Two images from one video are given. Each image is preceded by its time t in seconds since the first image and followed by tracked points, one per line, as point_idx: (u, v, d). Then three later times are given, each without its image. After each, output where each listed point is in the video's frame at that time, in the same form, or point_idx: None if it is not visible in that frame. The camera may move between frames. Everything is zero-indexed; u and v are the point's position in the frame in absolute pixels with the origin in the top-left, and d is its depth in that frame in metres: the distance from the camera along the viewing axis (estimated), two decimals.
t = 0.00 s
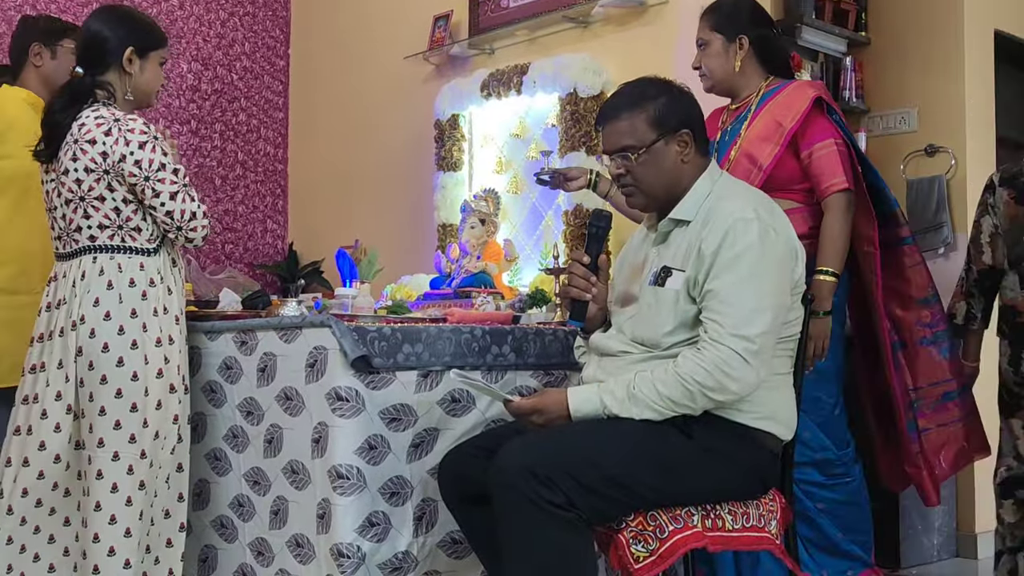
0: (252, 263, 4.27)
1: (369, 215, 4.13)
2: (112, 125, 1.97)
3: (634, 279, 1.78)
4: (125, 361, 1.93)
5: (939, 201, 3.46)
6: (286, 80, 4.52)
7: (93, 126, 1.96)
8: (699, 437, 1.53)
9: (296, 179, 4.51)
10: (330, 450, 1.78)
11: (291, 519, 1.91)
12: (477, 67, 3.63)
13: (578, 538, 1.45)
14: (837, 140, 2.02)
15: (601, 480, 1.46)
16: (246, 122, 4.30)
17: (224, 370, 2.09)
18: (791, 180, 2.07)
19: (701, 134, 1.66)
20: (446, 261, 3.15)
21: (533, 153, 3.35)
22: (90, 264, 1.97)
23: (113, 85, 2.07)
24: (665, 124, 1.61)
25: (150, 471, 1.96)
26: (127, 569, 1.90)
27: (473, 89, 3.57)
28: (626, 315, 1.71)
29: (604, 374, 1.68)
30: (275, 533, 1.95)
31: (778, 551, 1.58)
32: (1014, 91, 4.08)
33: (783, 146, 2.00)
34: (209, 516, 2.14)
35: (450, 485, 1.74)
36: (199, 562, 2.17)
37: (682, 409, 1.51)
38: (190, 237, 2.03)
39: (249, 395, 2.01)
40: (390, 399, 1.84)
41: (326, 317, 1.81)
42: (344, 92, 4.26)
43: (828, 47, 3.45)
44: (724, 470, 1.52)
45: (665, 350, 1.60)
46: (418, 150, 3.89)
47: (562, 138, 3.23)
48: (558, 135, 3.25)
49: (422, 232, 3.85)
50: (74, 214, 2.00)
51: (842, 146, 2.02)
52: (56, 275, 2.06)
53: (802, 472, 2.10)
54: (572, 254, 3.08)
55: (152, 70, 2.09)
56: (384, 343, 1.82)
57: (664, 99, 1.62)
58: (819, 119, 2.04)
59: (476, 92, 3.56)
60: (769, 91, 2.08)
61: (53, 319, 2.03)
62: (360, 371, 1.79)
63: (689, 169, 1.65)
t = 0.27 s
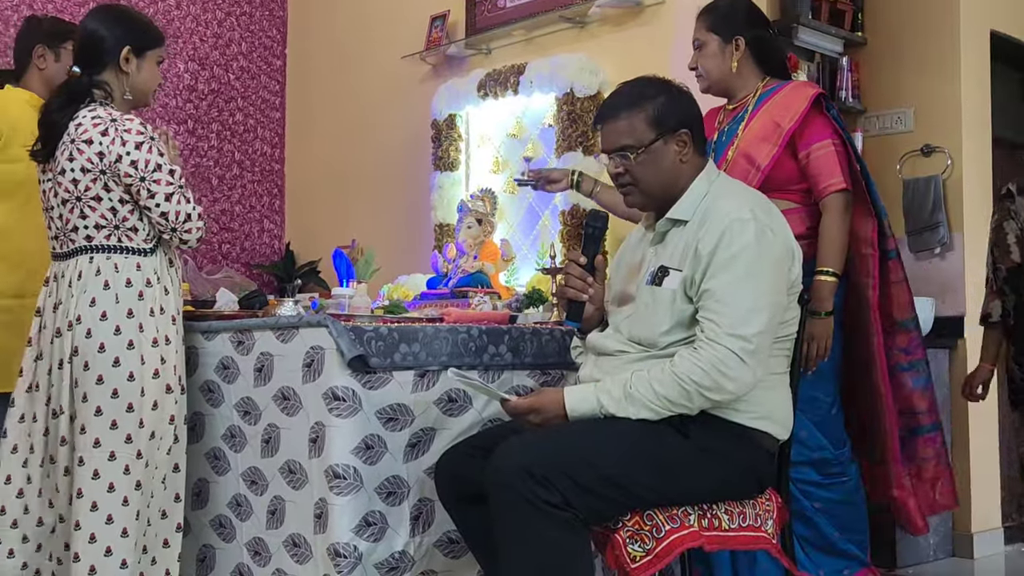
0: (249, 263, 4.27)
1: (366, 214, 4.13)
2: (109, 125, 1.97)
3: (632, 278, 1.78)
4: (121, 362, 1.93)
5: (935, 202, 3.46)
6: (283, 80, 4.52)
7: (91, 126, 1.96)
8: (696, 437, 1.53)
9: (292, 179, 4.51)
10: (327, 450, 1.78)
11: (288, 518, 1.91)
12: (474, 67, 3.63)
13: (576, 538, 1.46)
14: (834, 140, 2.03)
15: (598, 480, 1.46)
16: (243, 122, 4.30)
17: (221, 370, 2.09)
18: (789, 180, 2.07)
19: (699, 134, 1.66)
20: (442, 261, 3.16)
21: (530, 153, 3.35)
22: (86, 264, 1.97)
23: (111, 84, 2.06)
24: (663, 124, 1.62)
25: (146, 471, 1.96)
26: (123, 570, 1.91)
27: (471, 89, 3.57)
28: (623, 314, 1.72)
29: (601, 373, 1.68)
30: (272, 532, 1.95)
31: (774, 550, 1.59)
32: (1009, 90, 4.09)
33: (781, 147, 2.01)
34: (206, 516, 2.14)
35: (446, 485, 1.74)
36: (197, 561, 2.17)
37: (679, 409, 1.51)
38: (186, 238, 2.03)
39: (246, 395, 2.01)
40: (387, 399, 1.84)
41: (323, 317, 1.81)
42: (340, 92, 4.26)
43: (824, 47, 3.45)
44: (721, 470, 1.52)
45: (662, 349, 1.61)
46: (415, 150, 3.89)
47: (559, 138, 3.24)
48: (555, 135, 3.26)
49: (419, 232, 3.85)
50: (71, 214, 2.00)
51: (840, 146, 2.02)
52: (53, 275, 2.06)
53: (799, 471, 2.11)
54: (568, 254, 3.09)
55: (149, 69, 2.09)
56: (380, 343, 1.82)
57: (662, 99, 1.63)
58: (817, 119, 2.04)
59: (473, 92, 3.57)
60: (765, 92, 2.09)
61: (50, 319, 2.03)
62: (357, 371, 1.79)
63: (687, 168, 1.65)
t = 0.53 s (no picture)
0: (246, 262, 4.27)
1: (362, 213, 4.13)
2: (106, 123, 1.96)
3: (628, 276, 1.78)
4: (118, 361, 1.93)
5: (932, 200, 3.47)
6: (279, 78, 4.51)
7: (88, 124, 1.96)
8: (693, 435, 1.53)
9: (289, 177, 4.50)
10: (324, 448, 1.78)
11: (285, 517, 1.91)
12: (471, 65, 3.63)
13: (573, 537, 1.46)
14: (825, 135, 2.03)
15: (594, 478, 1.46)
16: (239, 121, 4.29)
17: (217, 368, 2.08)
18: (782, 177, 2.07)
19: (696, 132, 1.66)
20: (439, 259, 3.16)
21: (527, 152, 3.35)
22: (83, 262, 1.97)
23: (108, 82, 2.06)
24: (660, 122, 1.61)
25: (142, 470, 1.96)
26: (120, 568, 1.91)
27: (468, 87, 3.57)
28: (619, 312, 1.72)
29: (597, 372, 1.68)
30: (269, 531, 1.95)
31: (770, 548, 1.59)
32: (1004, 89, 4.11)
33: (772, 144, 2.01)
34: (203, 515, 2.14)
35: (443, 483, 1.74)
36: (194, 561, 2.17)
37: (676, 407, 1.51)
38: (182, 238, 2.03)
39: (243, 393, 2.01)
40: (384, 397, 1.84)
41: (320, 315, 1.81)
42: (337, 91, 4.26)
43: (821, 46, 3.46)
44: (717, 468, 1.52)
45: (658, 347, 1.61)
46: (411, 149, 3.88)
47: (555, 136, 3.24)
48: (551, 133, 3.26)
49: (416, 231, 3.85)
50: (67, 213, 1.99)
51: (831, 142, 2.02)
52: (50, 273, 2.06)
53: (796, 469, 2.11)
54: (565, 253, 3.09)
55: (146, 68, 2.08)
56: (377, 342, 1.82)
57: (658, 97, 1.63)
58: (807, 115, 2.04)
59: (470, 91, 3.57)
60: (756, 90, 2.09)
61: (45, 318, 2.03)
62: (354, 369, 1.79)
63: (683, 167, 1.65)
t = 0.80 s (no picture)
0: (242, 260, 4.27)
1: (358, 211, 4.13)
2: (104, 121, 1.96)
3: (626, 274, 1.79)
4: (116, 360, 1.93)
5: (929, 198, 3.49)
6: (276, 77, 4.51)
7: (85, 122, 1.96)
8: (690, 433, 1.53)
9: (285, 176, 4.50)
10: (321, 447, 1.78)
11: (281, 515, 1.91)
12: (468, 63, 3.63)
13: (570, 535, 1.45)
14: (817, 132, 2.03)
15: (592, 476, 1.46)
16: (236, 119, 4.29)
17: (214, 367, 2.08)
18: (776, 175, 2.07)
19: (693, 130, 1.66)
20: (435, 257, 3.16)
21: (524, 150, 3.35)
22: (80, 261, 1.96)
23: (105, 80, 2.06)
24: (657, 120, 1.61)
25: (140, 470, 1.96)
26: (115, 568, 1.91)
27: (464, 85, 3.57)
28: (617, 311, 1.72)
29: (595, 370, 1.68)
30: (266, 529, 1.95)
31: (768, 546, 1.59)
32: (1001, 87, 4.12)
33: (766, 141, 2.01)
34: (199, 513, 2.13)
35: (440, 481, 1.74)
36: (191, 559, 2.16)
37: (673, 405, 1.51)
38: (179, 237, 2.03)
39: (240, 391, 2.00)
40: (381, 395, 1.84)
41: (317, 314, 1.81)
42: (333, 89, 4.25)
43: (818, 44, 3.46)
44: (715, 467, 1.52)
45: (655, 345, 1.61)
46: (408, 148, 3.88)
47: (552, 134, 3.24)
48: (548, 131, 3.26)
49: (412, 229, 3.85)
50: (64, 211, 1.99)
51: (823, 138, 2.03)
52: (47, 272, 2.05)
53: (792, 466, 2.11)
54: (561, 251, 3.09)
55: (144, 66, 2.08)
56: (374, 340, 1.82)
57: (655, 96, 1.63)
58: (799, 112, 2.04)
59: (467, 89, 3.56)
60: (748, 88, 2.09)
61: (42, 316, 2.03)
62: (351, 368, 1.79)
63: (680, 165, 1.65)
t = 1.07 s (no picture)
0: (239, 257, 4.26)
1: (355, 208, 4.13)
2: (99, 117, 1.96)
3: (623, 270, 1.79)
4: (112, 356, 1.92)
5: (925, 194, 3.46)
6: (273, 74, 4.50)
7: (81, 118, 1.95)
8: (687, 428, 1.54)
9: (283, 173, 4.49)
10: (318, 443, 1.77)
11: (278, 512, 1.91)
12: (465, 60, 3.63)
13: (569, 531, 1.45)
14: (811, 127, 2.03)
15: (589, 471, 1.46)
16: (233, 116, 4.28)
17: (211, 363, 2.08)
18: (770, 171, 2.07)
19: (688, 125, 1.66)
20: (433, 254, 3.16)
21: (521, 147, 3.35)
22: (76, 257, 1.96)
23: (102, 76, 2.05)
24: (652, 116, 1.61)
25: (137, 467, 1.95)
26: (113, 565, 1.89)
27: (461, 82, 3.56)
28: (614, 307, 1.72)
29: (592, 365, 1.68)
30: (263, 525, 1.95)
31: (764, 541, 1.59)
32: (997, 83, 4.12)
33: (759, 137, 2.01)
34: (197, 510, 2.13)
35: (437, 477, 1.74)
36: (188, 556, 2.16)
37: (670, 401, 1.51)
38: (175, 234, 2.02)
39: (236, 388, 2.00)
40: (378, 391, 1.84)
41: (313, 310, 1.81)
42: (330, 86, 4.25)
43: (815, 41, 3.46)
44: (712, 462, 1.53)
45: (652, 341, 1.61)
46: (405, 145, 3.88)
47: (549, 131, 3.23)
48: (546, 127, 3.25)
49: (409, 226, 3.84)
50: (60, 207, 1.99)
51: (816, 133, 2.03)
52: (42, 268, 2.05)
53: (790, 461, 2.11)
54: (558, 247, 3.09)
55: (141, 62, 2.08)
56: (371, 336, 1.82)
57: (650, 91, 1.62)
58: (793, 107, 2.04)
59: (463, 85, 3.55)
60: (740, 84, 2.09)
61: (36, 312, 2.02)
62: (348, 363, 1.79)
63: (676, 160, 1.65)
